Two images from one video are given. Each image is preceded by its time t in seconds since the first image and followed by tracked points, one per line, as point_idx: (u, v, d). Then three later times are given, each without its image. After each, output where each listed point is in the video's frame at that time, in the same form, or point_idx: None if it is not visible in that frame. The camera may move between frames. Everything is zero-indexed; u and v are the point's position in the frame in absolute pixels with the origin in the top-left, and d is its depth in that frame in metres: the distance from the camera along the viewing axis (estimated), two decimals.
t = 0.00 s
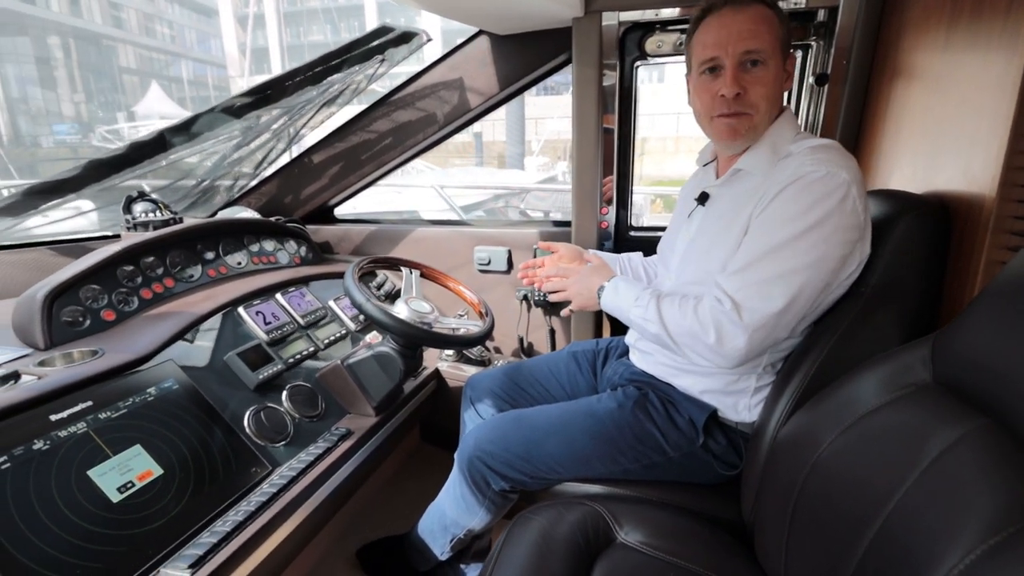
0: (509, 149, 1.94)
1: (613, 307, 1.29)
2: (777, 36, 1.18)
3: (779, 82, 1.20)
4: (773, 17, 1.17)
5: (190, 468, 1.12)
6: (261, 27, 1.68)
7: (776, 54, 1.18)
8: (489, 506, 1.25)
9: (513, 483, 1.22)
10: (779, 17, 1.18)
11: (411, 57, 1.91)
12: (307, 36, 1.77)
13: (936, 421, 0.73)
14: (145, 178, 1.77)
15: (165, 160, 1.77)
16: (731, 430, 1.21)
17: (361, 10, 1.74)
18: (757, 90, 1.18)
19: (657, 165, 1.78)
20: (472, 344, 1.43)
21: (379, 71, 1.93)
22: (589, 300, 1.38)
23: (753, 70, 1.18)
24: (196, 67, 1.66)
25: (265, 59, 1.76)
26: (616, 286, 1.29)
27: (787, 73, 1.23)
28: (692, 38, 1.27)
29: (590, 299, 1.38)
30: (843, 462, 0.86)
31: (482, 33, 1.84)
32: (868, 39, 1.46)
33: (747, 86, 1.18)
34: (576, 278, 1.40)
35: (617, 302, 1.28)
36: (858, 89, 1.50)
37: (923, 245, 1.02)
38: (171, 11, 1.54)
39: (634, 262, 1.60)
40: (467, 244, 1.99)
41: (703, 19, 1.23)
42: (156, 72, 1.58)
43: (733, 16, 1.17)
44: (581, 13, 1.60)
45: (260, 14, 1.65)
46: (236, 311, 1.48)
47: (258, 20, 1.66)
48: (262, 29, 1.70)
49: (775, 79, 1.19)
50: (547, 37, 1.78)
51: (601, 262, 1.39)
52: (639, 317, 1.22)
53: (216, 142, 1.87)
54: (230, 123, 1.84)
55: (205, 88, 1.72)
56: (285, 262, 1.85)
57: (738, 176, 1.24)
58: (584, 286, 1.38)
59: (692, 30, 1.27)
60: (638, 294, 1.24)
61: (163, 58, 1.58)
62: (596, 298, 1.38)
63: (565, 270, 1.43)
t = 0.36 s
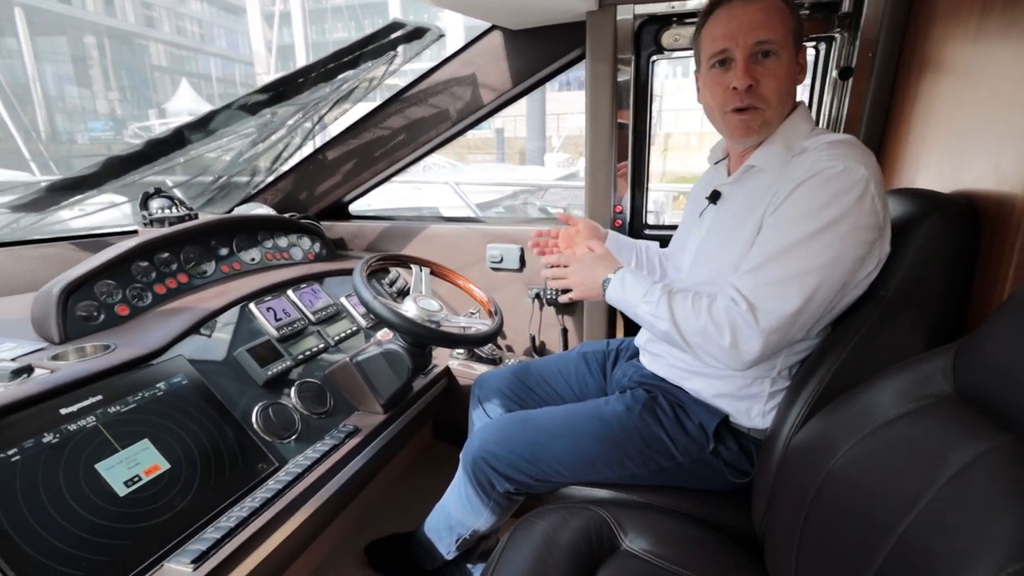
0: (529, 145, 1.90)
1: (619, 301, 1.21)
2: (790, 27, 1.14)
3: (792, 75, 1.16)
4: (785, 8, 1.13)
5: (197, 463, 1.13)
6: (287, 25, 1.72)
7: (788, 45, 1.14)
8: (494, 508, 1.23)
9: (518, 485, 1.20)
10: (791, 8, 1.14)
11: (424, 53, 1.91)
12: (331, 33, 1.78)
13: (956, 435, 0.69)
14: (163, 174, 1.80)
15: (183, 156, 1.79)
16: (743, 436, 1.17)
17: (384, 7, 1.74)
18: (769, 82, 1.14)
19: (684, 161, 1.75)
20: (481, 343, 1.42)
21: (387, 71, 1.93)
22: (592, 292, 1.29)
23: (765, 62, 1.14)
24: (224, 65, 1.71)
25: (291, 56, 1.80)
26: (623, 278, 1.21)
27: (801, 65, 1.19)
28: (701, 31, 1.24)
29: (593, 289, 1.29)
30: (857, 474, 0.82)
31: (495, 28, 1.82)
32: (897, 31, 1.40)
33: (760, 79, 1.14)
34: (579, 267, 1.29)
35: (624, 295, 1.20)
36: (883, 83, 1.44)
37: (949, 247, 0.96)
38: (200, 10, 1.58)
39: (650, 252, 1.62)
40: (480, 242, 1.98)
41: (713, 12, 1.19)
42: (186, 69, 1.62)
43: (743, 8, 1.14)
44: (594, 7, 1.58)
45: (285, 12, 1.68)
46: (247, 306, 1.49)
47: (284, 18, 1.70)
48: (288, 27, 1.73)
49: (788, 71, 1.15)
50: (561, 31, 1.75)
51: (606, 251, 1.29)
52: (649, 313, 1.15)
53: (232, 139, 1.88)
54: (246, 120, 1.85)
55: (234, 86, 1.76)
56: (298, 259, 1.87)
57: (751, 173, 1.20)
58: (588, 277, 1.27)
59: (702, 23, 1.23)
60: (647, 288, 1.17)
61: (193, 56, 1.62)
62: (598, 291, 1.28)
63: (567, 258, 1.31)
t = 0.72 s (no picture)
0: (552, 140, 1.88)
1: (615, 336, 1.18)
2: (804, 19, 1.09)
3: (807, 69, 1.11)
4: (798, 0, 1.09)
5: (205, 461, 1.13)
6: (311, 23, 1.72)
7: (803, 38, 1.09)
8: (502, 512, 1.22)
9: (525, 490, 1.18)
10: None
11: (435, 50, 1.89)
12: (355, 31, 1.77)
13: (985, 453, 0.64)
14: (180, 171, 1.82)
15: (200, 154, 1.82)
16: (759, 444, 1.13)
17: (407, 5, 1.73)
18: (784, 77, 1.10)
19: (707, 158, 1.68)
20: (492, 344, 1.40)
21: (400, 69, 1.94)
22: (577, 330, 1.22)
23: (778, 56, 1.10)
24: (250, 63, 1.73)
25: (315, 54, 1.79)
26: (613, 313, 1.18)
27: (816, 59, 1.14)
28: (711, 28, 1.20)
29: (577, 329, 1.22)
30: (876, 489, 0.78)
31: (509, 24, 1.80)
32: (927, 24, 1.34)
33: (773, 74, 1.09)
34: (557, 309, 1.21)
35: (622, 331, 1.17)
36: (912, 79, 1.38)
37: (981, 251, 0.91)
38: (228, 10, 1.59)
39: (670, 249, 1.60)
40: (493, 241, 1.96)
41: (723, 7, 1.15)
42: (213, 68, 1.66)
43: (754, 2, 1.10)
44: (610, 1, 1.54)
45: (310, 10, 1.69)
46: (259, 304, 1.50)
47: (309, 17, 1.70)
48: (313, 24, 1.73)
49: (803, 65, 1.10)
50: (576, 26, 1.73)
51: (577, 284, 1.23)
52: (654, 343, 1.12)
53: (248, 137, 1.90)
54: (262, 117, 1.86)
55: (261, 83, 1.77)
56: (312, 257, 1.87)
57: (766, 172, 1.15)
58: (570, 317, 1.20)
59: (711, 20, 1.19)
60: (646, 317, 1.14)
61: (221, 55, 1.66)
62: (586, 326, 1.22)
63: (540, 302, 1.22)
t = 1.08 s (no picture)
0: (566, 140, 1.87)
1: (639, 321, 1.19)
2: (816, 27, 1.07)
3: (819, 78, 1.09)
4: (810, 7, 1.07)
5: (210, 466, 1.15)
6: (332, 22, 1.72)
7: (814, 46, 1.07)
8: (504, 522, 1.21)
9: (527, 500, 1.17)
10: (816, 7, 1.07)
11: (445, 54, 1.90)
12: (374, 29, 1.77)
13: (996, 485, 0.62)
14: (194, 174, 1.85)
15: (215, 157, 1.84)
16: (765, 459, 1.11)
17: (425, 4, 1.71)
18: (794, 86, 1.07)
19: (726, 157, 1.68)
20: (498, 351, 1.40)
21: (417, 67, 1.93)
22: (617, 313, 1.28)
23: (789, 65, 1.07)
24: (271, 62, 1.74)
25: (335, 53, 1.79)
26: (644, 299, 1.18)
27: (828, 68, 1.11)
28: (720, 34, 1.18)
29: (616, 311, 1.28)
30: (883, 515, 0.75)
31: (520, 28, 1.81)
32: (950, 26, 1.30)
33: (783, 82, 1.07)
34: (601, 288, 1.28)
35: (644, 317, 1.17)
36: (932, 82, 1.34)
37: (999, 267, 0.88)
38: (250, 9, 1.61)
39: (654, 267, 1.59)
40: (503, 245, 1.95)
41: (732, 14, 1.13)
42: (235, 67, 1.67)
43: (765, 9, 1.07)
44: (621, 4, 1.53)
45: (330, 9, 1.68)
46: (268, 308, 1.51)
47: (329, 15, 1.71)
48: (332, 24, 1.73)
49: (813, 74, 1.08)
50: (586, 30, 1.73)
51: (627, 269, 1.27)
52: (667, 334, 1.12)
53: (262, 140, 1.92)
54: (275, 121, 1.87)
55: (281, 82, 1.78)
56: (322, 260, 1.89)
57: (777, 182, 1.13)
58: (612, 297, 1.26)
59: (721, 25, 1.17)
60: (666, 308, 1.14)
61: (242, 54, 1.67)
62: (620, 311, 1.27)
63: (589, 280, 1.31)
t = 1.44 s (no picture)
0: (581, 139, 1.85)
1: (636, 329, 1.18)
2: (822, 31, 1.05)
3: (825, 83, 1.06)
4: (815, 12, 1.05)
5: (213, 468, 1.16)
6: (349, 21, 1.73)
7: (820, 51, 1.05)
8: (505, 529, 1.21)
9: (527, 509, 1.17)
10: (821, 12, 1.05)
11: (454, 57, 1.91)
12: (391, 28, 1.77)
13: (1000, 513, 0.60)
14: (205, 177, 1.87)
15: (227, 160, 1.86)
16: (768, 473, 1.09)
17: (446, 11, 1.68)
18: (798, 91, 1.05)
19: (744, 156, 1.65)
20: (501, 358, 1.40)
21: (435, 65, 1.93)
22: (613, 323, 1.26)
23: (793, 70, 1.05)
24: (291, 61, 1.75)
25: (353, 51, 1.80)
26: (640, 307, 1.17)
27: (835, 73, 1.09)
28: (723, 40, 1.17)
29: (612, 321, 1.26)
30: (886, 538, 0.74)
31: (527, 32, 1.82)
32: (968, 29, 1.26)
33: (787, 88, 1.05)
34: (597, 298, 1.27)
35: (642, 325, 1.16)
36: (949, 87, 1.31)
37: (1012, 281, 0.85)
38: (269, 8, 1.63)
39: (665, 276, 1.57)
40: (510, 249, 1.95)
41: (736, 20, 1.12)
42: (255, 65, 1.69)
43: (768, 14, 1.06)
44: (629, 8, 1.52)
45: (348, 7, 1.69)
46: (275, 311, 1.53)
47: (346, 14, 1.71)
48: (350, 23, 1.73)
49: (819, 79, 1.05)
50: (595, 33, 1.73)
51: (623, 280, 1.27)
52: (664, 342, 1.11)
53: (273, 143, 1.93)
54: (287, 125, 1.89)
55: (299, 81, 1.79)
56: (331, 262, 1.90)
57: (782, 189, 1.11)
58: (606, 308, 1.25)
59: (725, 32, 1.17)
60: (663, 316, 1.13)
61: (262, 52, 1.69)
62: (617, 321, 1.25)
63: (584, 290, 1.30)
